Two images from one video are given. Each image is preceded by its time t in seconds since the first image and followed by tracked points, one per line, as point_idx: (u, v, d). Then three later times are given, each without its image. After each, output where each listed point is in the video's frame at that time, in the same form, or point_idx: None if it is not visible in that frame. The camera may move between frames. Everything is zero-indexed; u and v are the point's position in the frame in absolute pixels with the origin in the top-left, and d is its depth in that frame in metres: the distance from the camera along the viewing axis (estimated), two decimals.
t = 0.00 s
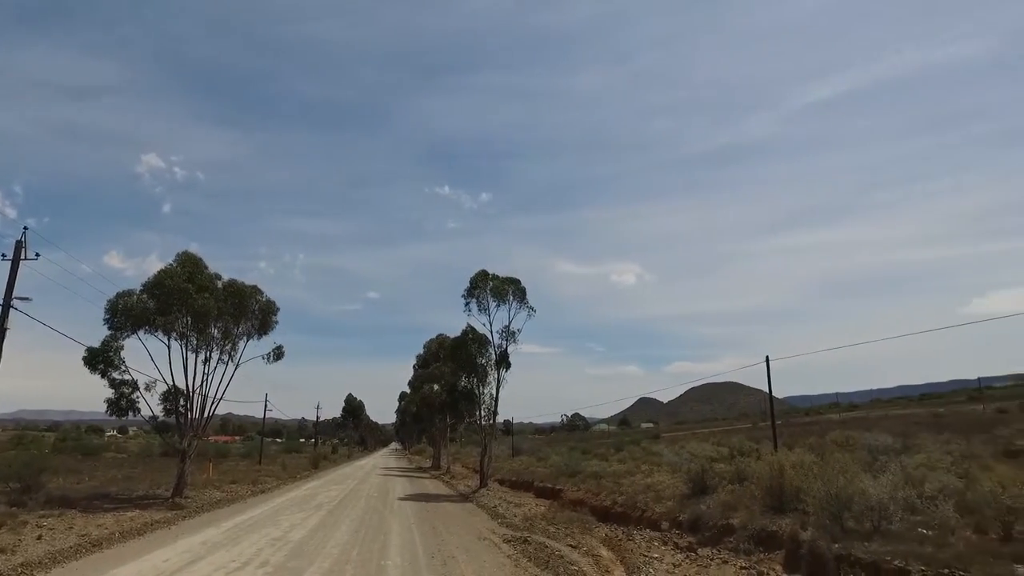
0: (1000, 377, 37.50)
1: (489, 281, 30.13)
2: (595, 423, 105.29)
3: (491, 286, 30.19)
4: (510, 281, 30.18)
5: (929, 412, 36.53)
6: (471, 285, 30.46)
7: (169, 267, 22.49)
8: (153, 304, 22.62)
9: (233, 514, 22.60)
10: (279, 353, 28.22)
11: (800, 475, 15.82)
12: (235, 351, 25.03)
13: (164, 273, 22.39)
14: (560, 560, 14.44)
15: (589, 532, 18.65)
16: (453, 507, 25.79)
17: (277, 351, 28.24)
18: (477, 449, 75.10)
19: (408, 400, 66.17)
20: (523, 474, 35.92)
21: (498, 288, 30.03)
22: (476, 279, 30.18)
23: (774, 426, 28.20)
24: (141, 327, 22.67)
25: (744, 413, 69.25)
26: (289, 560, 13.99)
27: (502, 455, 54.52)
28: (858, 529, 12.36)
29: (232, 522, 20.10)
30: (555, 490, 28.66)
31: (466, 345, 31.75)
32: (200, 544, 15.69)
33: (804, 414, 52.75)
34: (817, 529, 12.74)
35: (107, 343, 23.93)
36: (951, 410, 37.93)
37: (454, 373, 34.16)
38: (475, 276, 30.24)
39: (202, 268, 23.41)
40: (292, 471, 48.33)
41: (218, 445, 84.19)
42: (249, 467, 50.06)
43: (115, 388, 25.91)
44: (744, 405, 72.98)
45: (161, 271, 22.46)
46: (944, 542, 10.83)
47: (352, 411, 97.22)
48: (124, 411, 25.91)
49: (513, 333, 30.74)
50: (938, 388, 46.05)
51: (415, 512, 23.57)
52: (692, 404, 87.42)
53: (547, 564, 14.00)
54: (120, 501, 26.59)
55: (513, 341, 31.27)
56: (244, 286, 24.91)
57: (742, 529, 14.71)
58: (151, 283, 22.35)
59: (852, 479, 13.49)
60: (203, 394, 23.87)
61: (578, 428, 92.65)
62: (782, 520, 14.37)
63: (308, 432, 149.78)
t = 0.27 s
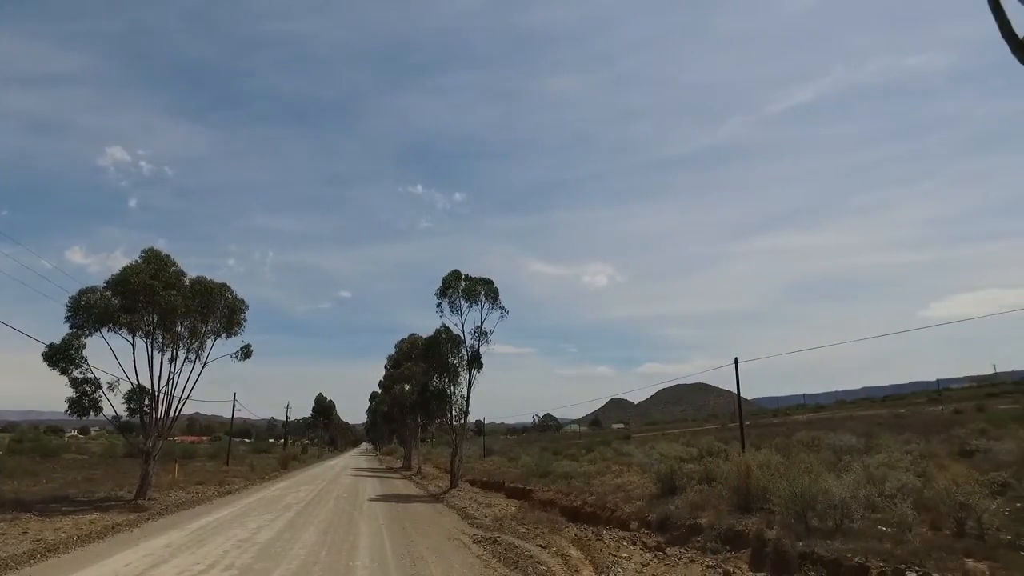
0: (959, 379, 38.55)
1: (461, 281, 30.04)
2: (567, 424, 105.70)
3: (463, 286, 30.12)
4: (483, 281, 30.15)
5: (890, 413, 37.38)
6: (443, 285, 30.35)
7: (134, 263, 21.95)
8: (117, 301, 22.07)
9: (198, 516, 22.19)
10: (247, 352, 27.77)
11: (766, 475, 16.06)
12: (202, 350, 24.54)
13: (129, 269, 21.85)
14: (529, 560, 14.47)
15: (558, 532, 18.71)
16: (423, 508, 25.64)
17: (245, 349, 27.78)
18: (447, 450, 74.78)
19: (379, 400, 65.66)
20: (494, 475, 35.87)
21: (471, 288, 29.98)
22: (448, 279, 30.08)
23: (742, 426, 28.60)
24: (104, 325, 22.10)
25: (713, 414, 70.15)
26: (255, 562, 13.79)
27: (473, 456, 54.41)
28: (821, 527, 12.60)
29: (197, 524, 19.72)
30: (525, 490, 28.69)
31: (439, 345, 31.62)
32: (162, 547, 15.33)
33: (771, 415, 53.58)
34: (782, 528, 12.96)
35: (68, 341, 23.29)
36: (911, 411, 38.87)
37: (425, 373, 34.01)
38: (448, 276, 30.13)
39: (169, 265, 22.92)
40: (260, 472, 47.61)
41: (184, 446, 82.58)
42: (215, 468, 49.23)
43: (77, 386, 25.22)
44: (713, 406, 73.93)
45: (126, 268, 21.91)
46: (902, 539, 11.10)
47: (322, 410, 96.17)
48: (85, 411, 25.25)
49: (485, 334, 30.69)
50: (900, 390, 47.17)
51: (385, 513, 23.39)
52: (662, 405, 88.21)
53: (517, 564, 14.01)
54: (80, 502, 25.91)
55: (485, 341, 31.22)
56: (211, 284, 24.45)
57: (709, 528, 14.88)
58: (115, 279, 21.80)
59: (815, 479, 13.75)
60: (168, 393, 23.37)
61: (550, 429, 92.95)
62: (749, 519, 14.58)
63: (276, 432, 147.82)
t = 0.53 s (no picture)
0: (924, 380, 39.46)
1: (437, 281, 29.91)
2: (542, 424, 105.95)
3: (439, 286, 29.99)
4: (459, 281, 30.06)
5: (858, 414, 38.11)
6: (419, 285, 30.19)
7: (101, 259, 21.45)
8: (83, 298, 21.54)
9: (166, 518, 21.78)
10: (219, 350, 27.34)
11: (737, 475, 16.26)
12: (172, 348, 24.10)
13: (96, 265, 21.34)
14: (502, 560, 14.46)
15: (532, 532, 18.72)
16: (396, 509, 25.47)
17: (216, 348, 27.35)
18: (422, 450, 74.46)
19: (353, 400, 65.14)
20: (468, 475, 35.76)
21: (447, 288, 29.87)
22: (424, 279, 29.93)
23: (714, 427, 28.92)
24: (70, 323, 21.56)
25: (686, 415, 70.82)
26: (225, 564, 13.58)
27: (447, 456, 54.23)
28: (790, 526, 12.78)
29: (165, 526, 19.36)
30: (499, 490, 28.66)
31: (415, 344, 31.45)
32: (128, 550, 15.01)
33: (743, 416, 54.28)
34: (752, 527, 13.12)
35: (32, 338, 22.68)
36: (878, 412, 39.67)
37: (400, 372, 33.82)
38: (424, 276, 29.98)
39: (137, 261, 22.44)
40: (230, 472, 46.89)
41: (152, 446, 81.03)
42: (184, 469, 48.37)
43: (39, 386, 24.56)
44: (686, 407, 74.69)
45: (93, 264, 21.40)
46: (868, 537, 11.32)
47: (295, 410, 95.13)
48: (49, 410, 24.62)
49: (460, 334, 30.60)
50: (868, 391, 48.11)
51: (358, 514, 23.20)
52: (636, 406, 88.85)
53: (490, 564, 13.99)
54: (43, 504, 25.26)
55: (461, 341, 31.12)
56: (183, 281, 24.02)
57: (681, 528, 15.00)
58: (81, 276, 21.27)
59: (785, 479, 13.96)
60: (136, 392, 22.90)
61: (525, 429, 93.11)
62: (720, 519, 14.74)
63: (248, 432, 145.85)
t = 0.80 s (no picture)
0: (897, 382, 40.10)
1: (417, 281, 29.79)
2: (522, 425, 106.12)
3: (419, 286, 29.84)
4: (439, 281, 29.95)
5: (833, 415, 38.66)
6: (398, 285, 30.01)
7: (73, 257, 20.99)
8: (54, 296, 21.08)
9: (140, 520, 21.41)
10: (195, 349, 26.94)
11: (715, 476, 16.38)
12: (146, 348, 23.69)
13: (68, 262, 20.88)
14: (481, 561, 14.41)
15: (510, 533, 18.70)
16: (373, 509, 25.30)
17: (192, 347, 26.95)
18: (401, 450, 74.12)
19: (331, 401, 64.60)
20: (447, 476, 35.64)
21: (427, 288, 29.74)
22: (404, 279, 29.76)
23: (693, 427, 29.13)
24: (41, 321, 21.08)
25: (664, 416, 71.33)
26: (199, 567, 13.36)
27: (426, 457, 54.03)
28: (766, 526, 12.91)
29: (138, 529, 19.03)
30: (478, 491, 28.60)
31: (395, 344, 31.26)
32: (99, 553, 14.73)
33: (720, 417, 54.81)
34: (729, 527, 13.22)
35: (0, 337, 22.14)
36: (853, 413, 40.25)
37: (380, 372, 33.61)
38: (404, 276, 29.80)
39: (110, 259, 22.01)
40: (205, 473, 46.21)
41: (125, 447, 79.61)
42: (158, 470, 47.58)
43: (6, 386, 24.00)
44: (664, 408, 75.26)
45: (64, 261, 20.94)
46: (841, 536, 11.47)
47: (272, 410, 94.17)
48: (18, 411, 24.06)
49: (440, 334, 30.49)
50: (843, 392, 48.80)
51: (335, 515, 23.00)
52: (615, 406, 89.20)
53: (468, 565, 13.93)
54: (10, 507, 24.67)
55: (441, 342, 31.00)
56: (159, 279, 23.65)
57: (659, 528, 15.07)
58: (52, 273, 20.79)
59: (762, 480, 14.10)
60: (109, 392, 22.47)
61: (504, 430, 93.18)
62: (697, 519, 14.84)
63: (224, 432, 144.11)
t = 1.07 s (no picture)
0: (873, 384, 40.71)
1: (399, 280, 29.63)
2: (503, 425, 106.11)
3: (402, 285, 29.69)
4: (422, 281, 29.82)
5: (810, 417, 39.13)
6: (381, 284, 29.83)
7: (48, 253, 20.60)
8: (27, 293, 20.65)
9: (114, 522, 21.05)
10: (173, 349, 26.57)
11: (695, 476, 16.48)
12: (122, 346, 23.30)
13: (43, 259, 20.48)
14: (462, 562, 14.36)
15: (491, 534, 18.66)
16: (353, 510, 25.13)
17: (170, 347, 26.58)
18: (381, 450, 73.76)
19: (311, 400, 64.05)
20: (428, 476, 35.53)
21: (410, 288, 29.61)
22: (386, 278, 29.58)
23: (673, 428, 29.33)
24: (14, 318, 20.63)
25: (645, 416, 71.77)
26: (174, 569, 13.15)
27: (407, 457, 53.80)
28: (745, 527, 13.00)
29: (113, 531, 18.70)
30: (458, 491, 28.53)
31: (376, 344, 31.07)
32: (71, 556, 14.45)
33: (700, 418, 55.24)
34: (708, 527, 13.31)
35: None
36: (830, 414, 40.79)
37: (361, 372, 33.39)
38: (386, 275, 29.63)
39: (87, 256, 21.64)
40: (182, 474, 45.56)
41: (99, 447, 78.27)
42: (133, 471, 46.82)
43: None
44: (645, 409, 75.71)
45: (39, 257, 20.53)
46: (817, 536, 11.59)
47: (251, 410, 93.23)
48: None
49: (423, 334, 30.37)
50: (820, 394, 49.43)
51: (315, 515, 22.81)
52: (596, 407, 89.57)
53: (449, 566, 13.87)
54: None
55: (423, 342, 30.88)
56: (137, 277, 23.30)
57: (639, 529, 15.12)
58: (26, 270, 20.38)
59: (740, 480, 14.22)
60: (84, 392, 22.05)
61: (485, 430, 93.13)
62: (677, 519, 14.93)
63: (201, 432, 142.36)
